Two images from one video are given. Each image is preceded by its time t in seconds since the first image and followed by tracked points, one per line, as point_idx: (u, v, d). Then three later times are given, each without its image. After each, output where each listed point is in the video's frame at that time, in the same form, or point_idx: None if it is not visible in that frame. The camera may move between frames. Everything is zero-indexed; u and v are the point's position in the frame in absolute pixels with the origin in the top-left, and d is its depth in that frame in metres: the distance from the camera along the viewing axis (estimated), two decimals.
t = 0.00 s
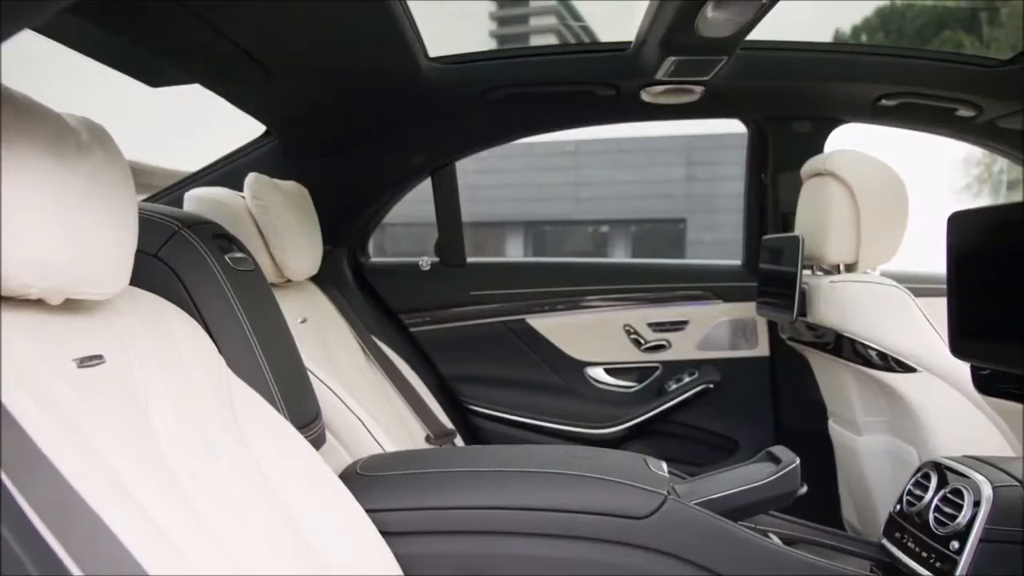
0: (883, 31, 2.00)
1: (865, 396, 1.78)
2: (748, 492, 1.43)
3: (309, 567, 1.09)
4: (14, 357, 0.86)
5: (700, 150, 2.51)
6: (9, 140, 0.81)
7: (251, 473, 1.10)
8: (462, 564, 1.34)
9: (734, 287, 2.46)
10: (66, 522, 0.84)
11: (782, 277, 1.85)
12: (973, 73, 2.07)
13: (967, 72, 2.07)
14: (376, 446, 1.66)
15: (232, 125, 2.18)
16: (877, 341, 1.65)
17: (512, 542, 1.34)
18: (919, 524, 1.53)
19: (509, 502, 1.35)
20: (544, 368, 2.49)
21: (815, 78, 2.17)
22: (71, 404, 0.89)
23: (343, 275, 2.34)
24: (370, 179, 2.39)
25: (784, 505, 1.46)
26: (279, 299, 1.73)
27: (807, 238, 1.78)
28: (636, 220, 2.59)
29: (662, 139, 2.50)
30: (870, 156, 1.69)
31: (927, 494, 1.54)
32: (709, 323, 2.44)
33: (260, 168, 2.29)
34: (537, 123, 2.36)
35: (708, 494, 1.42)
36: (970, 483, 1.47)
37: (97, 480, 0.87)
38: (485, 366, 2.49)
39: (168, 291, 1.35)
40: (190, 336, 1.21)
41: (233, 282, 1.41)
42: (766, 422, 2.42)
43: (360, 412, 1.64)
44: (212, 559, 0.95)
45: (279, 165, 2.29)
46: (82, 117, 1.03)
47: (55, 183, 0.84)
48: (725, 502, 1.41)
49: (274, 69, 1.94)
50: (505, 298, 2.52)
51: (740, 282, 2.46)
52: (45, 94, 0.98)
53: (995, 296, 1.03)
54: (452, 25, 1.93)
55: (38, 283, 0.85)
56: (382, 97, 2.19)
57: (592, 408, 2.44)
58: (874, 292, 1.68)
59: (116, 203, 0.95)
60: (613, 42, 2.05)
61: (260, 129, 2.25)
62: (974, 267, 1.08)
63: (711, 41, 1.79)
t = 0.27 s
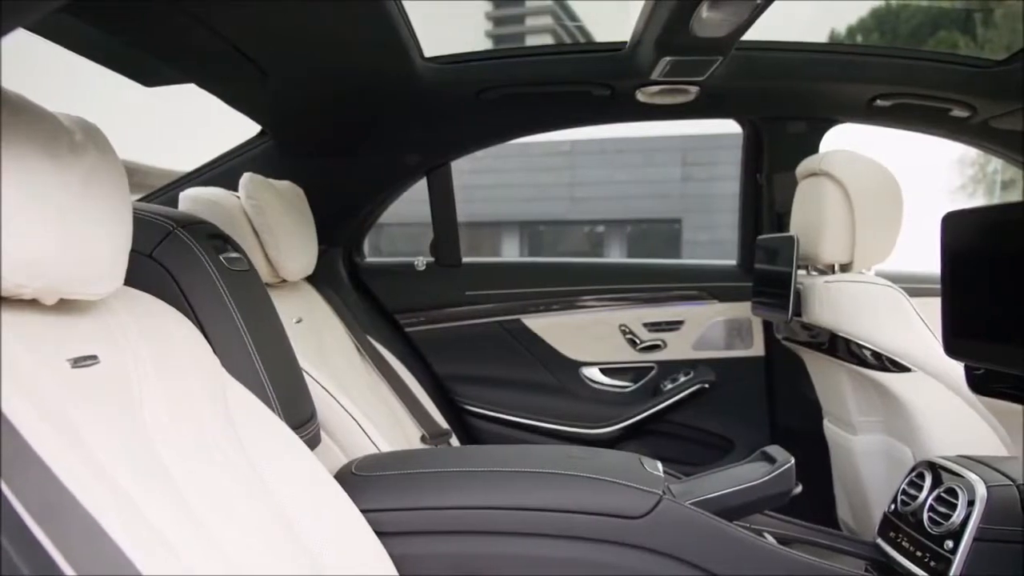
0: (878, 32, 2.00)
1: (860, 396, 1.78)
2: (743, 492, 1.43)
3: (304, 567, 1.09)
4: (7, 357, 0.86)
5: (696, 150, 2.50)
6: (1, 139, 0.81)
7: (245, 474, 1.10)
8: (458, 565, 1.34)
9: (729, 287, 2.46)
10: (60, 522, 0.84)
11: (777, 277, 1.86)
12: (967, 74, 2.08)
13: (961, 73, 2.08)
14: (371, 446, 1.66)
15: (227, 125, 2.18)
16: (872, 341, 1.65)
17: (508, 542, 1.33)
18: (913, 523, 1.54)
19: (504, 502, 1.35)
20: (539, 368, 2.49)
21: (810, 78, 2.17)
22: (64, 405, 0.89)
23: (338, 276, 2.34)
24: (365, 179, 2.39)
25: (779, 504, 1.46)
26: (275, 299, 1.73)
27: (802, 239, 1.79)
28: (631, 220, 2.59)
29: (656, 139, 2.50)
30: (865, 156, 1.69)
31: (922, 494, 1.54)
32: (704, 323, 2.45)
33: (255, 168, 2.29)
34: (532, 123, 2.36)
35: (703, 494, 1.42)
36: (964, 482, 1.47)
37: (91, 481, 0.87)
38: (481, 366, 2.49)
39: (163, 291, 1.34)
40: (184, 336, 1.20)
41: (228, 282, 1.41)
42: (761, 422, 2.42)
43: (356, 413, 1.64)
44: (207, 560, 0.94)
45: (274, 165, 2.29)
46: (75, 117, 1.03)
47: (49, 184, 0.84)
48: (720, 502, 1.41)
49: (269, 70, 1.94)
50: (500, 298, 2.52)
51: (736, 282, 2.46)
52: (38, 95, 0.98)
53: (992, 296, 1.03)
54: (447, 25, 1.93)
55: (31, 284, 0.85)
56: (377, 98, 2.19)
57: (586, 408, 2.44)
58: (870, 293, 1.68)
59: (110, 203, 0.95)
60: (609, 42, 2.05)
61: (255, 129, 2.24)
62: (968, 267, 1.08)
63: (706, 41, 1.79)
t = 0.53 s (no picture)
0: (872, 32, 2.01)
1: (853, 395, 1.79)
2: (736, 492, 1.43)
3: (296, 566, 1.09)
4: None
5: (689, 150, 2.50)
6: None
7: (238, 474, 1.10)
8: (451, 565, 1.34)
9: (722, 287, 2.46)
10: (52, 524, 0.83)
11: (770, 277, 1.86)
12: (959, 75, 2.08)
13: (954, 74, 2.08)
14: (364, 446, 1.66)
15: (221, 125, 2.17)
16: (865, 341, 1.65)
17: (501, 542, 1.33)
18: (906, 522, 1.54)
19: (498, 502, 1.35)
20: (533, 368, 2.49)
21: (803, 78, 2.17)
22: (56, 405, 0.89)
23: (331, 276, 2.34)
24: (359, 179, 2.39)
25: (772, 504, 1.46)
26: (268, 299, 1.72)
27: (795, 239, 1.79)
28: (626, 220, 2.59)
29: (650, 139, 2.50)
30: (858, 156, 1.69)
31: (914, 493, 1.55)
32: (698, 323, 2.45)
33: (249, 168, 2.28)
34: (527, 123, 2.36)
35: (696, 494, 1.42)
36: (956, 482, 1.47)
37: (83, 483, 0.86)
38: (475, 366, 2.49)
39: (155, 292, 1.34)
40: (177, 336, 1.20)
41: (221, 282, 1.41)
42: (754, 422, 2.43)
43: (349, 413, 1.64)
44: (199, 560, 0.94)
45: (268, 165, 2.29)
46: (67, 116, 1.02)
47: (40, 182, 0.84)
48: (713, 502, 1.41)
49: (263, 71, 1.94)
50: (494, 298, 2.52)
51: (729, 282, 2.47)
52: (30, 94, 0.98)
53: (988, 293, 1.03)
54: (442, 25, 1.93)
55: (23, 283, 0.84)
56: (371, 98, 2.18)
57: (581, 407, 2.44)
58: (864, 292, 1.68)
59: (102, 203, 0.95)
60: (603, 42, 2.05)
61: (249, 129, 2.24)
62: (963, 266, 1.08)
63: (700, 41, 1.79)
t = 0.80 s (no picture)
0: (863, 33, 2.01)
1: (844, 395, 1.79)
2: (727, 491, 1.44)
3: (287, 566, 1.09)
4: None
5: (681, 150, 2.50)
6: None
7: (229, 474, 1.10)
8: (443, 565, 1.33)
9: (714, 287, 2.47)
10: (39, 523, 0.83)
11: (761, 277, 1.86)
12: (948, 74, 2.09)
13: (944, 74, 2.09)
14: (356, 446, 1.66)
15: (212, 125, 2.17)
16: (855, 341, 1.65)
17: (493, 542, 1.33)
18: (897, 521, 1.55)
19: (490, 502, 1.35)
20: (526, 368, 2.49)
21: (795, 79, 2.18)
22: (44, 405, 0.88)
23: (323, 276, 2.33)
24: (352, 179, 2.38)
25: (764, 503, 1.47)
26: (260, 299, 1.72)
27: (786, 239, 1.80)
28: (618, 220, 2.59)
29: (642, 139, 2.50)
30: (848, 156, 1.70)
31: (905, 492, 1.55)
32: (690, 322, 2.45)
33: (241, 167, 2.28)
34: (519, 123, 2.37)
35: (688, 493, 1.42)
36: (946, 481, 1.48)
37: (70, 483, 0.86)
38: (467, 366, 2.49)
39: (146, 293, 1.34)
40: (167, 337, 1.20)
41: (212, 282, 1.40)
42: (747, 422, 2.43)
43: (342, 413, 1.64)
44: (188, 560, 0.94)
45: (260, 165, 2.28)
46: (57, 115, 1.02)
47: (25, 182, 0.83)
48: (704, 502, 1.41)
49: (255, 71, 1.93)
50: (487, 298, 2.52)
51: (721, 281, 2.48)
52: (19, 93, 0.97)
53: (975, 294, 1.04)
54: (434, 25, 1.93)
55: (10, 282, 0.84)
56: (363, 98, 2.18)
57: (573, 407, 2.44)
58: (856, 293, 1.67)
59: (91, 203, 0.94)
60: (596, 43, 2.05)
61: (240, 129, 2.23)
62: (954, 266, 1.09)
63: (691, 41, 1.79)
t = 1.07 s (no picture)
0: (853, 34, 2.02)
1: (834, 394, 1.80)
2: (717, 490, 1.44)
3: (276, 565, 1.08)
4: None
5: (671, 150, 2.50)
6: None
7: (218, 473, 1.09)
8: (432, 565, 1.33)
9: (704, 287, 2.48)
10: (25, 522, 0.85)
11: (751, 277, 1.87)
12: (936, 75, 2.10)
13: (932, 75, 2.10)
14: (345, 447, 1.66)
15: (201, 124, 2.16)
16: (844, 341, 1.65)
17: (482, 542, 1.33)
18: (884, 520, 1.55)
19: (480, 502, 1.35)
20: (516, 368, 2.49)
21: (785, 80, 2.18)
22: (29, 406, 0.88)
23: (313, 276, 2.33)
24: (342, 179, 2.38)
25: (753, 502, 1.47)
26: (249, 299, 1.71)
27: (776, 239, 1.80)
28: (609, 219, 2.59)
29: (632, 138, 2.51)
30: (838, 156, 1.70)
31: (893, 491, 1.56)
32: (680, 322, 2.46)
33: (230, 167, 2.27)
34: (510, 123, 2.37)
35: (677, 493, 1.42)
36: (934, 479, 1.49)
37: (54, 483, 0.86)
38: (458, 366, 2.49)
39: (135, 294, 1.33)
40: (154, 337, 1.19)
41: (202, 282, 1.40)
42: (737, 421, 2.44)
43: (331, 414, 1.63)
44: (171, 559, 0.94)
45: (249, 165, 2.27)
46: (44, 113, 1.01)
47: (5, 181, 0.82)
48: (693, 501, 1.41)
49: (245, 71, 1.93)
50: (477, 298, 2.52)
51: (711, 281, 2.48)
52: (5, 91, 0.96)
53: (964, 293, 1.05)
54: (425, 25, 1.92)
55: None
56: (352, 98, 2.17)
57: (564, 407, 2.45)
58: (844, 292, 1.67)
59: (78, 203, 0.94)
60: (586, 43, 2.05)
61: (230, 128, 2.22)
62: (941, 265, 1.09)
63: (680, 41, 1.79)
